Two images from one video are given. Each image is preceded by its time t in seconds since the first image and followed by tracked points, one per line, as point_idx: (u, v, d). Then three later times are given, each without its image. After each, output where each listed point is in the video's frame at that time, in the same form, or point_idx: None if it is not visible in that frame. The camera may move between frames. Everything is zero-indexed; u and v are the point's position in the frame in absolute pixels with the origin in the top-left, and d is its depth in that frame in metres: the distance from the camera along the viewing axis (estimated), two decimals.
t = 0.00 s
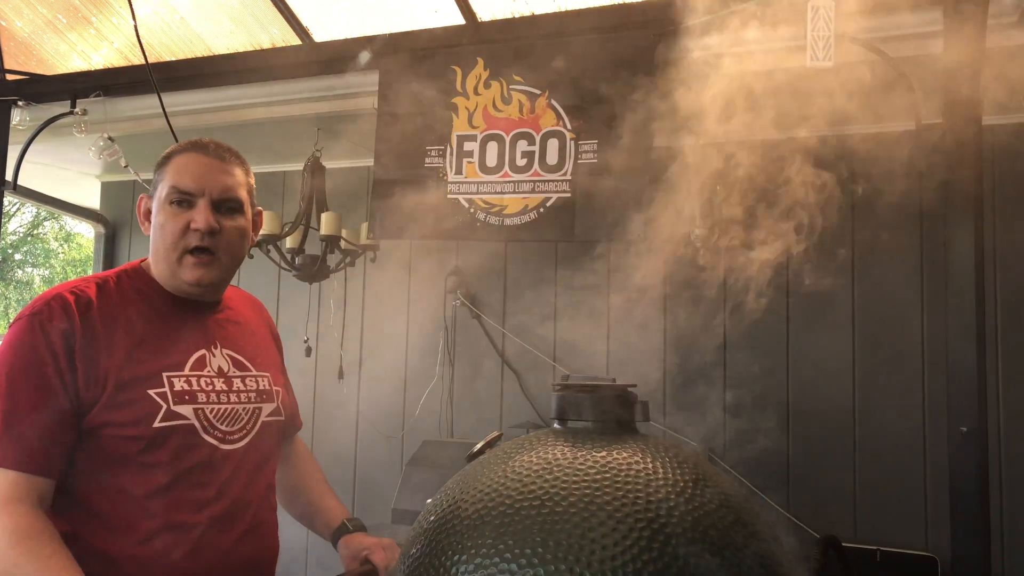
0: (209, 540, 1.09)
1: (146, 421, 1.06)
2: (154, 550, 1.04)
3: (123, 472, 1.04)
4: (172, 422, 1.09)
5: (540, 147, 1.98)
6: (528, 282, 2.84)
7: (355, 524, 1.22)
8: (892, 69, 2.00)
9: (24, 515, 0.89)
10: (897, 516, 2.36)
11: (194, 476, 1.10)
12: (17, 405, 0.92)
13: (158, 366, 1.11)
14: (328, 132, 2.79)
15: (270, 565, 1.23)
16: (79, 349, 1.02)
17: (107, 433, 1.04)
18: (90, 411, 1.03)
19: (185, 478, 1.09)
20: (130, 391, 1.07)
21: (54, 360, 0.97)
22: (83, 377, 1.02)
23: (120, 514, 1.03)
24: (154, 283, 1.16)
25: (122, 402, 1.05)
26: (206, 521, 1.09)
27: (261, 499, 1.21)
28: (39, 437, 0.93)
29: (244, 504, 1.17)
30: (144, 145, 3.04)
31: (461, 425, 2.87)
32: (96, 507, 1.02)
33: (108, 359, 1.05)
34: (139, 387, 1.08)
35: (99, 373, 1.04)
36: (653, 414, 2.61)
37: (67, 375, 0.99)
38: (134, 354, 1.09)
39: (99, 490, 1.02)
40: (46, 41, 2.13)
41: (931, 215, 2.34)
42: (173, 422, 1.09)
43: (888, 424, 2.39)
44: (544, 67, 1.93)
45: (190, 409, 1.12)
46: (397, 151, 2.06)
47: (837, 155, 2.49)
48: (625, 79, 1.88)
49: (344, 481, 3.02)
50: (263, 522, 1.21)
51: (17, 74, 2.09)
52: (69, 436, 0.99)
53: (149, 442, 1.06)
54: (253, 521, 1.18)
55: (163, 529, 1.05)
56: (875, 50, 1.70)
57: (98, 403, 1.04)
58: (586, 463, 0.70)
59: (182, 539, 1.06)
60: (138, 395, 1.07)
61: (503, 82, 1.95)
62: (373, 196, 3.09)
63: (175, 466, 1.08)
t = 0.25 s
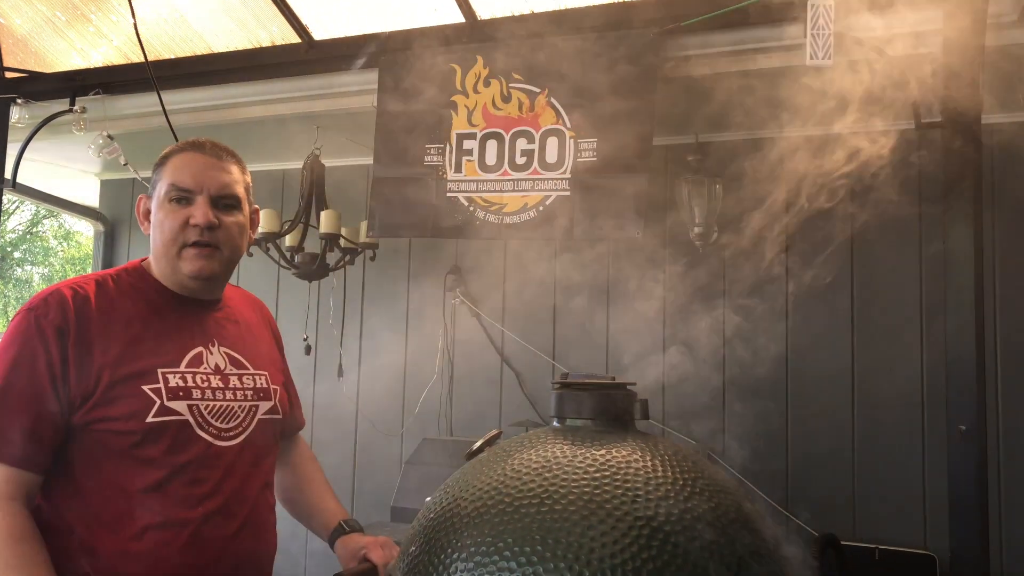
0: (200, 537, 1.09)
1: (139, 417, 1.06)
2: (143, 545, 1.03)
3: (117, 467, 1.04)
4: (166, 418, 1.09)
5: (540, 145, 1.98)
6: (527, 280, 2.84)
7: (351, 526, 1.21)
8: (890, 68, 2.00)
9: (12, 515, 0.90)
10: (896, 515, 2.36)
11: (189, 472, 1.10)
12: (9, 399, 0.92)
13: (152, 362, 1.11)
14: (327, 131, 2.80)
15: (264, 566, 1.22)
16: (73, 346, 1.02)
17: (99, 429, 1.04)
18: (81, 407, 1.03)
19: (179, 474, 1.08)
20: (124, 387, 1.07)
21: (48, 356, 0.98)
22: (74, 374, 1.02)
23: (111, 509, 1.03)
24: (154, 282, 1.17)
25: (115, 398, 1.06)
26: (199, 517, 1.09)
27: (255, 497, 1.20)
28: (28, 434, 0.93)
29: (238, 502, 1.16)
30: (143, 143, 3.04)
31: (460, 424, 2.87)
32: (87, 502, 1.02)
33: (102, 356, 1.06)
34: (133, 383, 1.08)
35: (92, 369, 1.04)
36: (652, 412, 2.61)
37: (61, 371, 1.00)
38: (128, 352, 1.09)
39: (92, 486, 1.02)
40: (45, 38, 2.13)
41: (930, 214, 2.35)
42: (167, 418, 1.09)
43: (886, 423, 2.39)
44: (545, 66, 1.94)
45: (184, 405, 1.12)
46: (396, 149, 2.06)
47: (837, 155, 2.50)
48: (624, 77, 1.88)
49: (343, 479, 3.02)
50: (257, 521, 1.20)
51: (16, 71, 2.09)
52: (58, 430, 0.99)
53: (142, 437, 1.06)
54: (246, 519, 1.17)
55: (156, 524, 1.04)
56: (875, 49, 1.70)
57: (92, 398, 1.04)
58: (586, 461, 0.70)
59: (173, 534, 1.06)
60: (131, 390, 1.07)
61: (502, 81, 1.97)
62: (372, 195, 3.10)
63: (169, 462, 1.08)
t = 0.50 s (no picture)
0: (193, 535, 1.08)
1: (132, 414, 1.06)
2: (135, 542, 1.03)
3: (111, 464, 1.05)
4: (159, 416, 1.09)
5: (539, 144, 1.98)
6: (527, 279, 2.85)
7: (349, 526, 1.21)
8: (889, 68, 2.00)
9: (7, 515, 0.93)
10: (894, 515, 2.36)
11: (183, 470, 1.10)
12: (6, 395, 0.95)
13: (147, 361, 1.11)
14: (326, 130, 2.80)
15: (260, 566, 1.21)
16: (68, 345, 1.03)
17: (93, 427, 1.05)
18: (75, 405, 1.04)
19: (172, 471, 1.08)
20: (118, 385, 1.07)
21: (43, 354, 0.99)
22: (68, 372, 1.03)
23: (104, 506, 1.03)
24: (153, 282, 1.17)
25: (110, 396, 1.06)
26: (192, 515, 1.09)
27: (251, 497, 1.20)
28: (22, 433, 0.96)
29: (233, 500, 1.16)
30: (142, 141, 3.04)
31: (458, 422, 2.87)
32: (80, 500, 1.03)
33: (97, 354, 1.06)
34: (127, 381, 1.08)
35: (87, 367, 1.05)
36: (650, 411, 2.62)
37: (54, 369, 1.01)
38: (123, 350, 1.09)
39: (86, 482, 1.03)
40: (43, 37, 2.13)
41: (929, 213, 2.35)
42: (160, 416, 1.09)
43: (885, 423, 2.40)
44: (544, 65, 1.94)
45: (178, 404, 1.12)
46: (396, 148, 2.06)
47: (836, 154, 2.50)
48: (623, 76, 1.88)
49: (342, 477, 3.03)
50: (252, 521, 1.20)
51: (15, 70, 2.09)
52: (51, 427, 1.00)
53: (136, 434, 1.06)
54: (241, 518, 1.17)
55: (149, 522, 1.05)
56: (875, 49, 1.70)
57: (86, 396, 1.05)
58: (584, 460, 0.70)
59: (165, 532, 1.06)
60: (125, 389, 1.07)
61: (502, 79, 1.97)
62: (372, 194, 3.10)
63: (162, 460, 1.08)
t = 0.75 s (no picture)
0: (193, 531, 1.09)
1: (130, 412, 1.07)
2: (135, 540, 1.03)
3: (110, 462, 1.05)
4: (157, 414, 1.09)
5: (539, 144, 1.98)
6: (526, 278, 2.85)
7: (349, 525, 1.21)
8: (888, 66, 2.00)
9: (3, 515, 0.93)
10: (893, 514, 2.36)
11: (182, 468, 1.10)
12: (7, 394, 0.95)
13: (146, 359, 1.11)
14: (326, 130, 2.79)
15: (260, 563, 1.21)
16: (68, 343, 1.03)
17: (93, 425, 1.05)
18: (75, 404, 1.04)
19: (171, 469, 1.08)
20: (117, 383, 1.07)
21: (43, 353, 0.99)
22: (67, 371, 1.03)
23: (103, 504, 1.03)
24: (152, 282, 1.16)
25: (109, 394, 1.06)
26: (192, 513, 1.09)
27: (250, 494, 1.20)
28: (21, 432, 0.96)
29: (232, 497, 1.15)
30: (141, 140, 3.03)
31: (457, 422, 2.87)
32: (80, 498, 1.03)
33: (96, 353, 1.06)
34: (125, 379, 1.08)
35: (87, 366, 1.05)
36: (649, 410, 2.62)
37: (54, 368, 1.01)
38: (122, 348, 1.09)
39: (86, 481, 1.03)
40: (43, 35, 2.14)
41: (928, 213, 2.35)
42: (159, 414, 1.09)
43: (884, 422, 2.40)
44: (544, 64, 1.95)
45: (176, 402, 1.12)
46: (395, 147, 2.07)
47: (836, 154, 2.50)
48: (622, 75, 1.89)
49: (341, 476, 3.02)
50: (252, 518, 1.20)
51: (14, 69, 2.09)
52: (52, 426, 1.00)
53: (135, 432, 1.06)
54: (240, 516, 1.17)
55: (148, 518, 1.05)
56: (874, 49, 1.70)
57: (86, 395, 1.05)
58: (583, 459, 0.70)
59: (164, 529, 1.06)
60: (124, 386, 1.07)
61: (502, 78, 1.98)
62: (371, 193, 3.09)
63: (162, 457, 1.08)
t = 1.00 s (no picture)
0: (194, 529, 1.09)
1: (131, 412, 1.07)
2: (137, 537, 1.04)
3: (111, 461, 1.05)
4: (157, 413, 1.09)
5: (539, 144, 1.98)
6: (526, 278, 2.85)
7: (349, 524, 1.21)
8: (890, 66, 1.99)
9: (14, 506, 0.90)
10: (893, 514, 2.36)
11: (182, 466, 1.10)
12: (13, 392, 0.94)
13: (146, 358, 1.11)
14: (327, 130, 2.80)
15: (261, 561, 1.22)
16: (70, 343, 1.03)
17: (96, 424, 1.04)
18: (78, 403, 1.04)
19: (171, 467, 1.09)
20: (118, 383, 1.07)
21: (47, 352, 0.99)
22: (70, 371, 1.03)
23: (104, 503, 1.03)
24: (150, 283, 1.16)
25: (111, 393, 1.06)
26: (193, 510, 1.10)
27: (251, 493, 1.20)
28: (33, 430, 0.95)
29: (233, 496, 1.16)
30: (141, 140, 3.04)
31: (457, 422, 2.87)
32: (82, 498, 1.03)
33: (96, 353, 1.06)
34: (125, 378, 1.08)
35: (88, 365, 1.05)
36: (650, 409, 2.62)
37: (58, 367, 1.01)
38: (122, 348, 1.09)
39: (87, 480, 1.03)
40: (43, 35, 2.14)
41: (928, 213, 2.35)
42: (159, 413, 1.10)
43: (884, 422, 2.40)
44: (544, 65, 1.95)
45: (176, 401, 1.12)
46: (396, 146, 2.07)
47: (836, 154, 2.50)
48: (622, 75, 1.89)
49: (341, 476, 3.03)
50: (253, 517, 1.20)
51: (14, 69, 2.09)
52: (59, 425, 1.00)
53: (135, 431, 1.07)
54: (241, 514, 1.17)
55: (149, 516, 1.05)
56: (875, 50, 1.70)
57: (88, 395, 1.05)
58: (582, 459, 0.70)
59: (165, 527, 1.06)
60: (125, 385, 1.08)
61: (502, 78, 1.98)
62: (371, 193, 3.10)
63: (161, 455, 1.08)
